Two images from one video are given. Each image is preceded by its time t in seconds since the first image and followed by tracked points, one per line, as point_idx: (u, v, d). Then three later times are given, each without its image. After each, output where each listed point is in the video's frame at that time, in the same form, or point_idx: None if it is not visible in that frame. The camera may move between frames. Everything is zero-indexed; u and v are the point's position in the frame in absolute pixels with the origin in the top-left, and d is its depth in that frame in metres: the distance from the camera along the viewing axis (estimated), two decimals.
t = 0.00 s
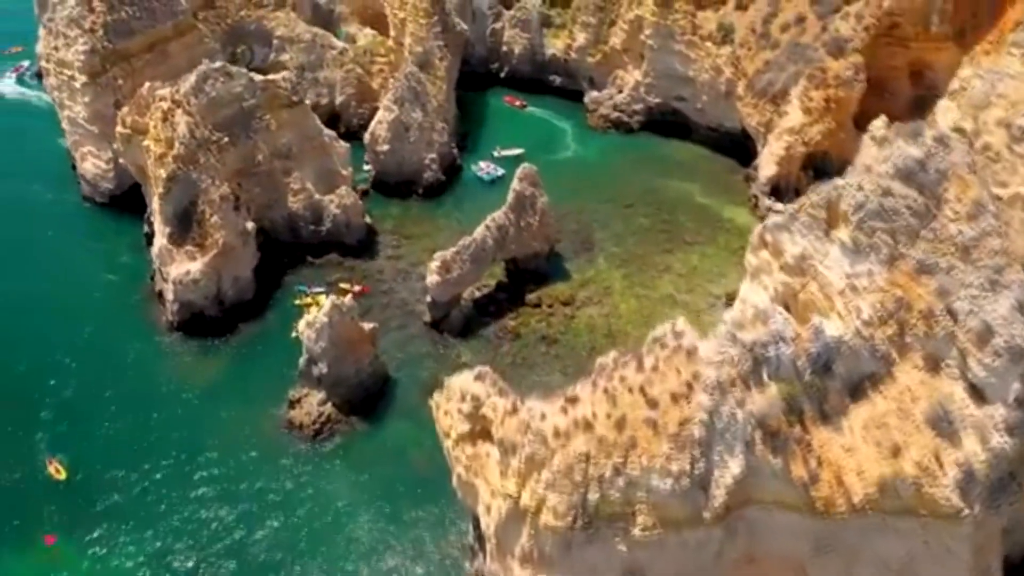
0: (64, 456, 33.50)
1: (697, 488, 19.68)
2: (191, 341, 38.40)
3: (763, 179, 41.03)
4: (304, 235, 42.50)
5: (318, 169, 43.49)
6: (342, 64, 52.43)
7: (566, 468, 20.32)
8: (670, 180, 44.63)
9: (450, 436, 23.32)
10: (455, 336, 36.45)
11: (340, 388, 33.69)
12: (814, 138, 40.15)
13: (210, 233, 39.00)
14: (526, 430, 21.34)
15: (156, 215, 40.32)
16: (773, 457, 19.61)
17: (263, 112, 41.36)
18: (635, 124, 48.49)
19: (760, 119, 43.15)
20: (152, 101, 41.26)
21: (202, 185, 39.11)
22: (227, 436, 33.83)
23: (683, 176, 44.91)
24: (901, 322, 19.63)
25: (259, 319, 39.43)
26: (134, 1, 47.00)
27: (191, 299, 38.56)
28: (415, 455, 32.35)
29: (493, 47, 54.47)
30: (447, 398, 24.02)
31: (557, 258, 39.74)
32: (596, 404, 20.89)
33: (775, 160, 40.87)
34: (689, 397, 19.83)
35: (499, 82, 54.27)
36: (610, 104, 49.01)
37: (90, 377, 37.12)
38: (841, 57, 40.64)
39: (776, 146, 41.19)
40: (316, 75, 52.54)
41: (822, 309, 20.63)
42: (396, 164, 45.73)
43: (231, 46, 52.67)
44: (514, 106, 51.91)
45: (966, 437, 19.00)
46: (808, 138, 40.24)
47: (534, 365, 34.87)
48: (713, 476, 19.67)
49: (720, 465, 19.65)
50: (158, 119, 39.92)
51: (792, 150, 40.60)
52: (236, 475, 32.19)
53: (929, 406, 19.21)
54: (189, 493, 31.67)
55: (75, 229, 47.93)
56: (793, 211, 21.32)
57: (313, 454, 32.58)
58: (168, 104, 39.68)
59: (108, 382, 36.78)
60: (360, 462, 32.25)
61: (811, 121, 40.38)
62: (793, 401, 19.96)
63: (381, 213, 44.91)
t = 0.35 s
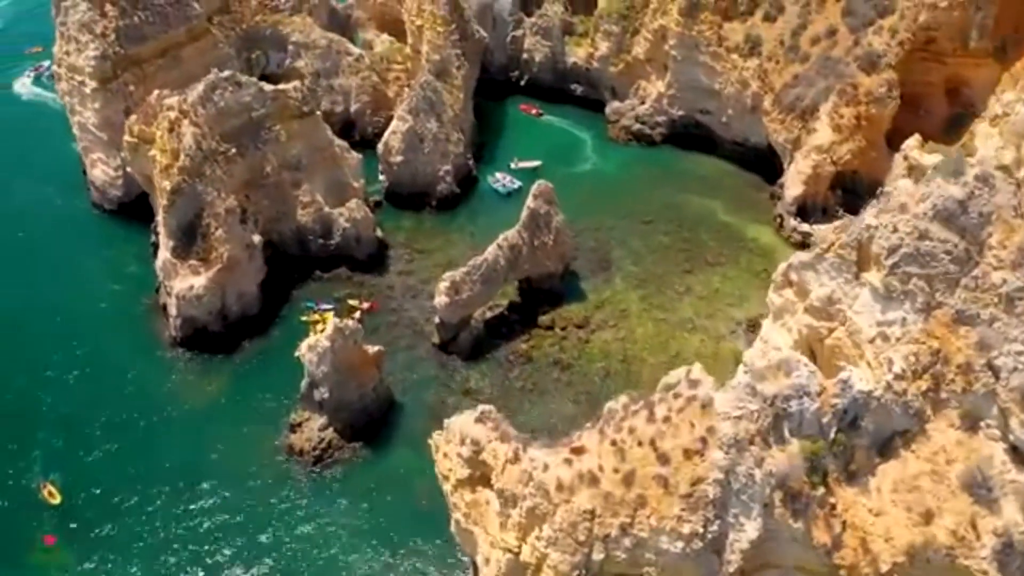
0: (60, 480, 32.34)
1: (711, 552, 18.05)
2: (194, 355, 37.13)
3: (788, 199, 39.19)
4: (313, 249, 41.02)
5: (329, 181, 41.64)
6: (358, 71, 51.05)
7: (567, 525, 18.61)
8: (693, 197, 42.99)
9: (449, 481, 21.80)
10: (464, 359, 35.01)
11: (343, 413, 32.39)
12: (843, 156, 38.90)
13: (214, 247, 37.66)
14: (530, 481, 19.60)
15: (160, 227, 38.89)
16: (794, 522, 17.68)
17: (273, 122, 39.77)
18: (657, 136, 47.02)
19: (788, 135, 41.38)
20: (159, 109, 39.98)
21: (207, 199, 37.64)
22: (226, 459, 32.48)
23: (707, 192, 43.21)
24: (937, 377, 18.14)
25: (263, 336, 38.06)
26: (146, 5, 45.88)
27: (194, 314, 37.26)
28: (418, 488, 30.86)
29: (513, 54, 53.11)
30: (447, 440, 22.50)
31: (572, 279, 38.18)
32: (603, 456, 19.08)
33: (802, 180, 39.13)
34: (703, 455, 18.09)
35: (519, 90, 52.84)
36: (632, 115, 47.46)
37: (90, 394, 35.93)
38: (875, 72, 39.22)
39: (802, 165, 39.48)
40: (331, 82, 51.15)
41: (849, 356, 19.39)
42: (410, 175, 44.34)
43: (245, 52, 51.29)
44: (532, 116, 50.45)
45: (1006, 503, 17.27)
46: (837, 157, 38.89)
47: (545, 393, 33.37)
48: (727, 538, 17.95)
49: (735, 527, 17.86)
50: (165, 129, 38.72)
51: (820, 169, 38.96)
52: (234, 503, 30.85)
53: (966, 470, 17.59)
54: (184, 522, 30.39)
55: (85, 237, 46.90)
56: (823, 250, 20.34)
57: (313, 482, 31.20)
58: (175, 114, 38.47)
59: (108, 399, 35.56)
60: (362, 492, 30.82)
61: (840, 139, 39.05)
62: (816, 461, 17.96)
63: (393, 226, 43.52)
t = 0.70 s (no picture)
0: (53, 504, 31.19)
1: None
2: (196, 373, 35.92)
3: (816, 221, 37.41)
4: (321, 265, 39.73)
5: (339, 195, 40.34)
6: (373, 79, 49.46)
7: None
8: (717, 216, 41.35)
9: (445, 532, 20.39)
10: (472, 384, 33.56)
11: (344, 441, 31.02)
12: (875, 177, 37.39)
13: (218, 262, 36.29)
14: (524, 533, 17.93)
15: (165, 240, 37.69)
16: None
17: (282, 134, 38.35)
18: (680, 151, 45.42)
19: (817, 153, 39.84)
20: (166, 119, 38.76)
21: (212, 213, 36.37)
22: (224, 487, 31.21)
23: (731, 211, 41.53)
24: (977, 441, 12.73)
25: (267, 354, 36.77)
26: (158, 10, 44.75)
27: (196, 332, 36.00)
28: (418, 523, 29.33)
29: (534, 63, 51.68)
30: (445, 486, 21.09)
31: (588, 301, 36.67)
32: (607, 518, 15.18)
33: (831, 202, 37.50)
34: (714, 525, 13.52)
35: (539, 99, 51.36)
36: (654, 128, 45.92)
37: (88, 413, 34.77)
38: (909, 91, 37.61)
39: (831, 186, 37.90)
40: (346, 90, 49.86)
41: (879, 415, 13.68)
42: (423, 189, 42.92)
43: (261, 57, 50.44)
44: (551, 127, 48.95)
45: None
46: (868, 179, 37.40)
47: (556, 423, 31.90)
48: None
49: None
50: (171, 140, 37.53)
51: (850, 191, 37.38)
52: (230, 534, 29.56)
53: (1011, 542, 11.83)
54: (178, 553, 29.15)
55: (93, 245, 45.84)
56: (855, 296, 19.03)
57: (311, 514, 29.84)
58: (181, 125, 37.28)
59: (106, 419, 34.39)
60: (361, 526, 29.42)
61: (872, 160, 37.58)
62: (841, 534, 12.97)
63: (405, 240, 42.14)
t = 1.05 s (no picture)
0: (43, 528, 30.05)
1: None
2: (195, 393, 34.68)
3: (844, 247, 35.66)
4: (328, 281, 38.40)
5: (349, 209, 38.97)
6: (389, 87, 47.89)
7: None
8: (740, 236, 39.70)
9: None
10: (479, 412, 32.09)
11: (342, 471, 29.57)
12: (907, 203, 35.80)
13: (220, 279, 34.98)
14: None
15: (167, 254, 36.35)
16: None
17: (290, 146, 37.03)
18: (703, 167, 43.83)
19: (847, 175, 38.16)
20: (171, 129, 37.55)
21: (215, 228, 35.05)
22: (219, 516, 29.91)
23: (756, 232, 39.84)
24: None
25: (269, 374, 35.44)
26: (170, 15, 43.61)
27: (196, 350, 34.68)
28: (416, 561, 27.75)
29: (555, 71, 50.23)
30: (439, 538, 19.72)
31: (602, 326, 35.11)
32: None
33: (860, 227, 35.74)
34: None
35: (560, 109, 49.92)
36: (677, 142, 44.43)
37: (83, 432, 33.63)
38: (946, 112, 36.08)
39: (862, 210, 36.04)
40: (361, 97, 48.55)
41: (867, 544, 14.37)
42: (436, 204, 41.45)
43: (276, 63, 49.22)
44: (571, 139, 47.53)
45: None
46: (901, 204, 35.77)
47: (564, 457, 30.39)
48: None
49: None
50: (175, 153, 36.31)
51: (881, 217, 35.58)
52: (222, 567, 28.23)
53: None
54: None
55: (100, 254, 44.75)
56: (883, 352, 17.52)
57: (306, 547, 28.36)
58: (186, 137, 36.05)
59: (102, 438, 33.23)
60: (356, 562, 27.90)
61: (905, 184, 35.96)
62: None
63: (416, 255, 40.74)
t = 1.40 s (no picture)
0: (28, 558, 28.91)
1: None
2: (192, 416, 33.39)
3: (872, 276, 34.18)
4: (333, 298, 37.04)
5: (357, 224, 37.58)
6: (404, 96, 46.51)
7: None
8: (763, 259, 37.99)
9: None
10: (483, 444, 30.58)
11: (338, 506, 28.08)
12: (941, 231, 33.83)
13: (220, 298, 33.58)
14: None
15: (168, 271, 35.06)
16: None
17: (297, 160, 35.71)
18: (727, 185, 42.20)
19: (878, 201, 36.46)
20: (174, 141, 36.31)
21: (216, 245, 33.71)
22: (209, 551, 28.57)
23: (780, 255, 38.09)
24: None
25: (269, 396, 34.06)
26: (181, 21, 42.36)
27: (194, 372, 33.39)
28: None
29: (576, 81, 48.68)
30: None
31: (616, 355, 33.50)
32: None
33: (890, 256, 34.19)
34: None
35: (579, 120, 48.40)
36: (699, 158, 42.97)
37: (75, 454, 32.44)
38: (985, 136, 34.28)
39: (892, 237, 34.44)
40: (376, 107, 47.17)
41: None
42: (447, 219, 40.04)
43: (289, 69, 48.07)
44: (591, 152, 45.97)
45: None
46: (934, 233, 33.81)
47: (570, 495, 28.82)
48: None
49: None
50: (177, 167, 35.06)
51: (912, 245, 33.83)
52: None
53: None
54: None
55: (106, 262, 43.36)
56: (915, 422, 15.62)
57: None
58: (188, 150, 34.77)
59: (95, 462, 32.06)
60: None
61: (939, 212, 33.99)
62: None
63: (425, 272, 39.26)
